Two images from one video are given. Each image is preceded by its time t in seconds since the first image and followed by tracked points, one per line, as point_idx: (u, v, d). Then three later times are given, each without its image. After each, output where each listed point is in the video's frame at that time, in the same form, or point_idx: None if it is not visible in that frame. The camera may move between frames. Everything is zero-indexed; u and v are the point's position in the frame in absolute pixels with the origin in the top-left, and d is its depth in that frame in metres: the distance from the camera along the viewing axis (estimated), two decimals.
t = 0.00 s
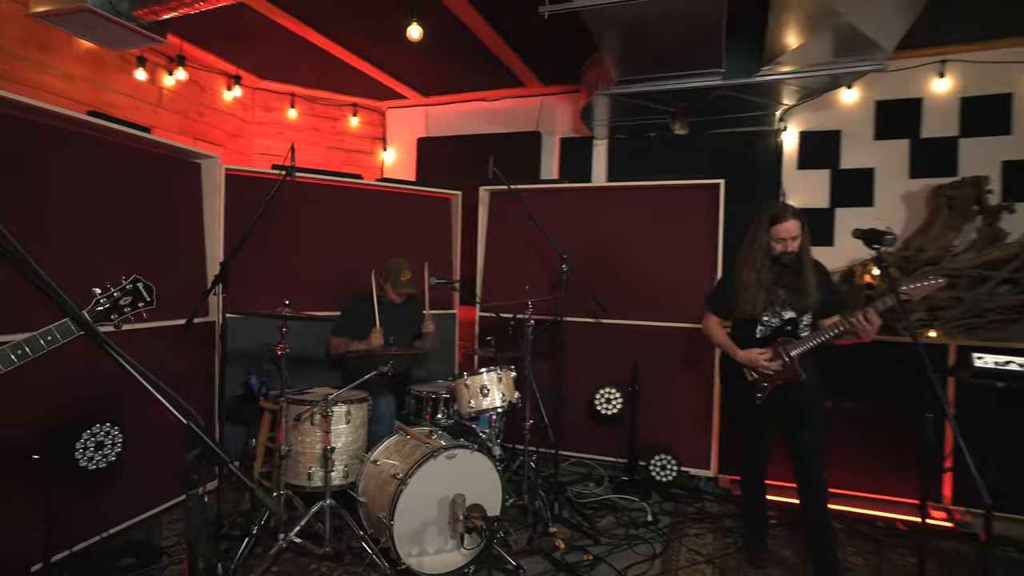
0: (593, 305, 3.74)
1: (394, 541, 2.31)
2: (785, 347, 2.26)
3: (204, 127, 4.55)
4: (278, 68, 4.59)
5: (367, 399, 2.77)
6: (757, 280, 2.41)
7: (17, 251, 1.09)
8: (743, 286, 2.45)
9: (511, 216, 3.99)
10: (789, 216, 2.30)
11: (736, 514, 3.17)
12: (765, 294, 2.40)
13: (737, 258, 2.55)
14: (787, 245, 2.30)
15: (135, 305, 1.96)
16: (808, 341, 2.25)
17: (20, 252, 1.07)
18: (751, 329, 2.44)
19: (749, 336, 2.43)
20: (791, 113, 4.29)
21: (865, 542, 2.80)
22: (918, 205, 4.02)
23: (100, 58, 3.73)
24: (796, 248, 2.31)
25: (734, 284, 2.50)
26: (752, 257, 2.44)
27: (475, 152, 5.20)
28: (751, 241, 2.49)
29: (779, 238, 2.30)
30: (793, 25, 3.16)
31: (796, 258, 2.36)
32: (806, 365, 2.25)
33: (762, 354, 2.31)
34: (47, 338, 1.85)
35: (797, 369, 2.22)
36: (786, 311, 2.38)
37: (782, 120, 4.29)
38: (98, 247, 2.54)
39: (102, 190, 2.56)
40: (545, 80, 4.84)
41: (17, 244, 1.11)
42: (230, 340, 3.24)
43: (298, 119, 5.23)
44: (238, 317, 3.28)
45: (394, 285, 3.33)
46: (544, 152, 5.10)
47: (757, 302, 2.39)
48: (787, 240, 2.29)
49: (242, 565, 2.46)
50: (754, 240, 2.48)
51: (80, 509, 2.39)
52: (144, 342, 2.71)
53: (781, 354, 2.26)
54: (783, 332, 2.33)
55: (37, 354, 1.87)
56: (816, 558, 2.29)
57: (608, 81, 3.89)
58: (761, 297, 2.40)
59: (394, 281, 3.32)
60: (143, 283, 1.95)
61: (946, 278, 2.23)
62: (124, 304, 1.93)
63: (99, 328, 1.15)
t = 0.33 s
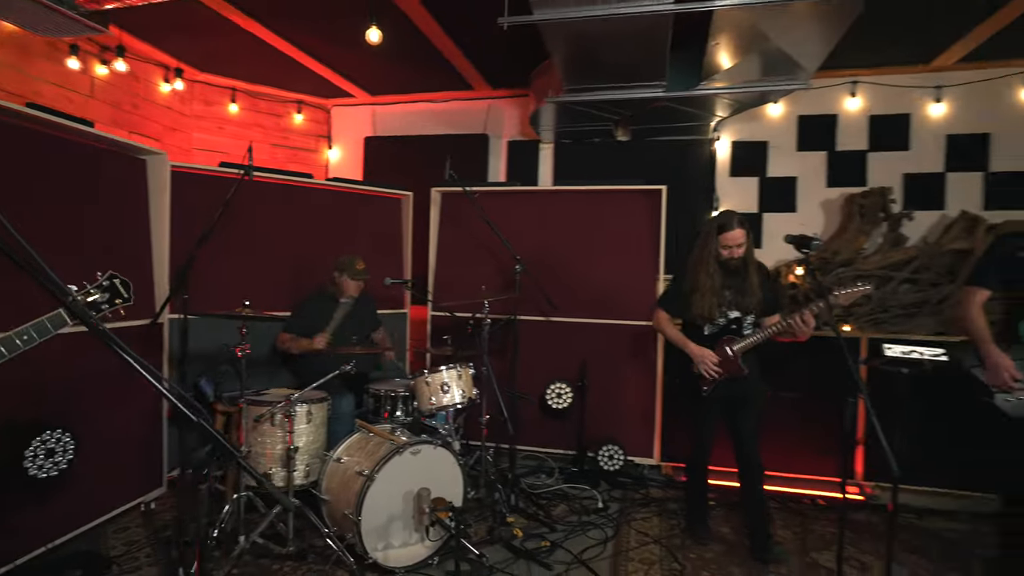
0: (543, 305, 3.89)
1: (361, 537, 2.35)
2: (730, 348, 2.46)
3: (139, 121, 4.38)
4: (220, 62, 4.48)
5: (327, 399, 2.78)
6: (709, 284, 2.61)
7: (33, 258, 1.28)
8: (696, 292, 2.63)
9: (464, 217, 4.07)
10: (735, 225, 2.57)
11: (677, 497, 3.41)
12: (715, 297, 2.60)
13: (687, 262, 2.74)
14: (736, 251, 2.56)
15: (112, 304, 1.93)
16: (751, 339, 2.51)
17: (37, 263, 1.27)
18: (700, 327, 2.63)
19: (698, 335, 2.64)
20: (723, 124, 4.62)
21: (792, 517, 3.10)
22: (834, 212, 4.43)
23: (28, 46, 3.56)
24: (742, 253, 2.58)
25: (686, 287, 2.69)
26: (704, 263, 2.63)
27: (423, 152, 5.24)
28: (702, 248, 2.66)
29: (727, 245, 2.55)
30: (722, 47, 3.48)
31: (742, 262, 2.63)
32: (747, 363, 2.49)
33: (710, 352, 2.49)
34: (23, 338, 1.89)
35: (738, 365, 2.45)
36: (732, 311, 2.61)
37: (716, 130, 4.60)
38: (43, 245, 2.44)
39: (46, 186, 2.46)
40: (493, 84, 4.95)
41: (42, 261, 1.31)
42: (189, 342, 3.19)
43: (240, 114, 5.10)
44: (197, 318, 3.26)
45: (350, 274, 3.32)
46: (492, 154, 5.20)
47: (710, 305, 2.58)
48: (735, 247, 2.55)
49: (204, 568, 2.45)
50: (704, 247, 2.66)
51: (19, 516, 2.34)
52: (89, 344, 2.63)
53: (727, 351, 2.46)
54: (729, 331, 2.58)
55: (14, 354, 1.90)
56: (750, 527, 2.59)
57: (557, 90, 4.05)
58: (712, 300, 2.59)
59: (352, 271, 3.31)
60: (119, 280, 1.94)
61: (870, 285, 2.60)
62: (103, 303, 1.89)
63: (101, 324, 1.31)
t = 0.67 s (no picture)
0: (490, 301, 3.98)
1: (318, 532, 2.36)
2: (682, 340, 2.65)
3: (57, 106, 4.10)
4: (150, 48, 4.28)
5: (277, 396, 2.75)
6: (664, 280, 2.82)
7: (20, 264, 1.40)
8: (651, 288, 2.85)
9: (410, 215, 4.10)
10: (688, 224, 2.74)
11: (619, 482, 3.60)
12: (670, 292, 2.81)
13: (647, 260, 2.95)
14: (689, 249, 2.73)
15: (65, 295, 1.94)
16: (702, 332, 2.66)
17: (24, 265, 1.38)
18: (655, 321, 2.85)
19: (654, 329, 2.85)
20: (658, 129, 4.89)
21: (723, 495, 3.36)
22: (757, 213, 4.78)
23: None
24: (694, 251, 2.75)
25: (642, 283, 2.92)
26: (660, 260, 2.84)
27: (365, 148, 5.19)
28: (659, 246, 2.87)
29: (682, 242, 2.72)
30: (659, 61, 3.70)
31: (694, 260, 2.80)
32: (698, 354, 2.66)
33: (659, 347, 2.70)
34: None
35: (689, 356, 2.62)
36: (685, 306, 2.81)
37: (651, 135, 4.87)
38: None
39: None
40: (436, 83, 4.98)
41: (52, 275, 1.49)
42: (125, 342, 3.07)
43: (169, 103, 4.89)
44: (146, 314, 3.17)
45: (286, 278, 3.18)
46: (435, 151, 5.22)
47: (663, 300, 2.80)
48: (687, 245, 2.72)
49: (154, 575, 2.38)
50: (661, 244, 2.87)
51: None
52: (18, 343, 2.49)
53: (680, 345, 2.64)
54: (680, 324, 2.77)
55: None
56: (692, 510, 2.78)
57: (503, 92, 4.15)
58: (665, 296, 2.81)
59: (287, 274, 3.16)
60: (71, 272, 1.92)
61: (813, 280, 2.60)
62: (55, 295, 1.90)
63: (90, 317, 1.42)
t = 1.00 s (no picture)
0: (447, 297, 4.00)
1: (280, 529, 2.34)
2: (650, 330, 2.78)
3: None
4: (85, 31, 4.07)
5: (232, 392, 2.69)
6: (634, 274, 2.95)
7: None
8: (622, 282, 2.98)
9: (365, 210, 4.06)
10: (652, 219, 2.86)
11: (574, 472, 3.72)
12: (639, 285, 2.94)
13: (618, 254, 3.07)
14: (654, 242, 2.85)
15: None
16: (669, 321, 2.78)
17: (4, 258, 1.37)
18: (626, 312, 2.97)
19: (625, 321, 2.96)
20: (609, 129, 5.04)
21: (673, 481, 3.53)
22: (702, 213, 5.01)
23: None
24: (659, 245, 2.86)
25: (615, 277, 3.03)
26: (630, 256, 2.95)
27: (316, 143, 5.09)
28: (626, 241, 2.98)
29: (648, 235, 2.83)
30: (612, 66, 3.81)
31: (661, 253, 2.92)
32: (668, 344, 2.81)
33: (628, 336, 2.82)
34: None
35: (657, 345, 2.76)
36: (653, 297, 2.94)
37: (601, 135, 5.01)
38: None
39: None
40: (390, 79, 4.95)
41: (33, 272, 1.48)
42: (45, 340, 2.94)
43: (104, 90, 4.64)
44: (99, 311, 3.07)
45: (238, 276, 3.13)
46: (389, 147, 5.19)
47: (635, 292, 2.92)
48: (652, 239, 2.83)
49: None
50: (628, 239, 2.98)
51: None
52: None
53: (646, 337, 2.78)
54: (648, 314, 2.86)
55: None
56: (646, 494, 2.93)
57: (459, 90, 4.18)
58: (637, 290, 2.94)
59: (240, 272, 3.12)
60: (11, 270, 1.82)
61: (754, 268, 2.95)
62: None
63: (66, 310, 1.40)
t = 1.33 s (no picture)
0: (419, 292, 3.99)
1: (255, 524, 2.31)
2: (623, 321, 2.86)
3: None
4: (36, 15, 3.89)
5: (202, 388, 2.62)
6: (610, 269, 2.99)
7: None
8: (597, 278, 3.01)
9: (335, 205, 4.02)
10: (623, 216, 2.93)
11: (546, 465, 3.76)
12: (613, 279, 2.98)
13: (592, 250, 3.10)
14: (625, 238, 2.91)
15: None
16: (641, 311, 2.84)
17: None
18: (601, 306, 3.00)
19: (599, 314, 3.01)
20: (577, 127, 5.10)
21: (643, 471, 3.61)
22: (668, 210, 5.13)
23: None
24: (631, 241, 2.93)
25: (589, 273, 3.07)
26: (604, 250, 3.00)
27: (282, 136, 5.00)
28: (600, 235, 3.04)
29: (619, 231, 2.90)
30: (581, 61, 3.85)
31: (633, 248, 2.98)
32: (642, 332, 2.89)
33: (603, 328, 2.87)
34: None
35: (630, 335, 2.84)
36: (626, 289, 3.00)
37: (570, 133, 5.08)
38: None
39: None
40: (359, 72, 4.91)
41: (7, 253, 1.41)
42: (3, 332, 2.79)
43: (54, 77, 4.41)
44: (71, 305, 3.00)
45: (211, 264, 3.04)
46: (357, 142, 5.14)
47: (611, 286, 2.96)
48: (624, 235, 2.90)
49: None
50: (601, 234, 3.04)
51: None
52: None
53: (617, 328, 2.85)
54: (622, 305, 2.95)
55: None
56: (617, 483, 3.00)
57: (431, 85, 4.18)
58: (611, 284, 2.97)
59: (212, 260, 3.05)
60: None
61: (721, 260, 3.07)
62: None
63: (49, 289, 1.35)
